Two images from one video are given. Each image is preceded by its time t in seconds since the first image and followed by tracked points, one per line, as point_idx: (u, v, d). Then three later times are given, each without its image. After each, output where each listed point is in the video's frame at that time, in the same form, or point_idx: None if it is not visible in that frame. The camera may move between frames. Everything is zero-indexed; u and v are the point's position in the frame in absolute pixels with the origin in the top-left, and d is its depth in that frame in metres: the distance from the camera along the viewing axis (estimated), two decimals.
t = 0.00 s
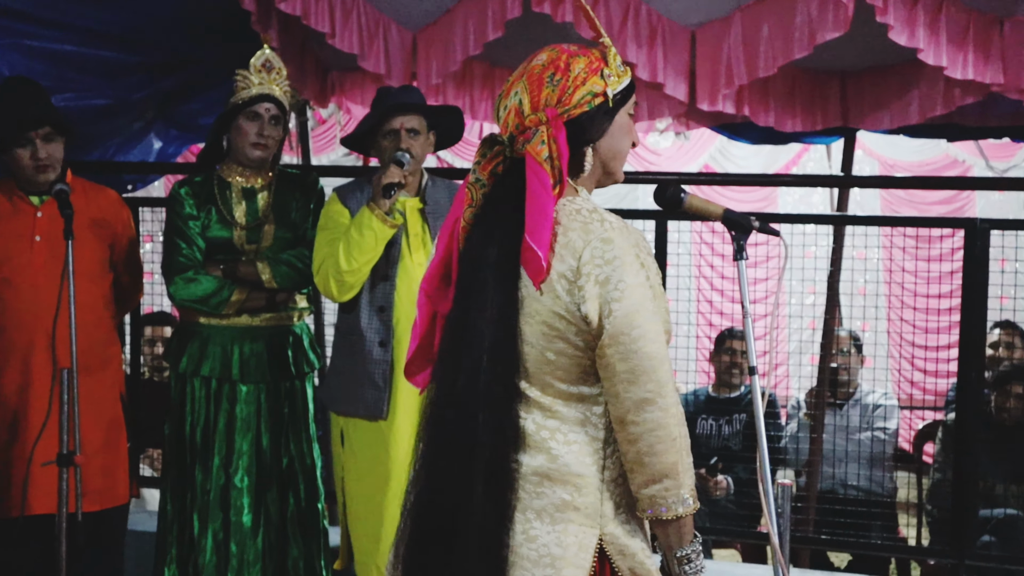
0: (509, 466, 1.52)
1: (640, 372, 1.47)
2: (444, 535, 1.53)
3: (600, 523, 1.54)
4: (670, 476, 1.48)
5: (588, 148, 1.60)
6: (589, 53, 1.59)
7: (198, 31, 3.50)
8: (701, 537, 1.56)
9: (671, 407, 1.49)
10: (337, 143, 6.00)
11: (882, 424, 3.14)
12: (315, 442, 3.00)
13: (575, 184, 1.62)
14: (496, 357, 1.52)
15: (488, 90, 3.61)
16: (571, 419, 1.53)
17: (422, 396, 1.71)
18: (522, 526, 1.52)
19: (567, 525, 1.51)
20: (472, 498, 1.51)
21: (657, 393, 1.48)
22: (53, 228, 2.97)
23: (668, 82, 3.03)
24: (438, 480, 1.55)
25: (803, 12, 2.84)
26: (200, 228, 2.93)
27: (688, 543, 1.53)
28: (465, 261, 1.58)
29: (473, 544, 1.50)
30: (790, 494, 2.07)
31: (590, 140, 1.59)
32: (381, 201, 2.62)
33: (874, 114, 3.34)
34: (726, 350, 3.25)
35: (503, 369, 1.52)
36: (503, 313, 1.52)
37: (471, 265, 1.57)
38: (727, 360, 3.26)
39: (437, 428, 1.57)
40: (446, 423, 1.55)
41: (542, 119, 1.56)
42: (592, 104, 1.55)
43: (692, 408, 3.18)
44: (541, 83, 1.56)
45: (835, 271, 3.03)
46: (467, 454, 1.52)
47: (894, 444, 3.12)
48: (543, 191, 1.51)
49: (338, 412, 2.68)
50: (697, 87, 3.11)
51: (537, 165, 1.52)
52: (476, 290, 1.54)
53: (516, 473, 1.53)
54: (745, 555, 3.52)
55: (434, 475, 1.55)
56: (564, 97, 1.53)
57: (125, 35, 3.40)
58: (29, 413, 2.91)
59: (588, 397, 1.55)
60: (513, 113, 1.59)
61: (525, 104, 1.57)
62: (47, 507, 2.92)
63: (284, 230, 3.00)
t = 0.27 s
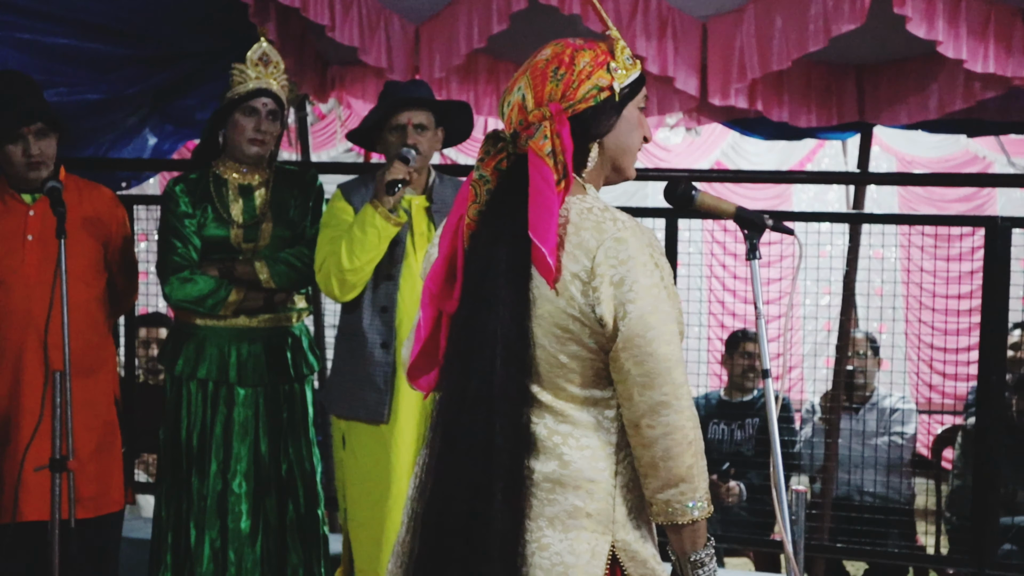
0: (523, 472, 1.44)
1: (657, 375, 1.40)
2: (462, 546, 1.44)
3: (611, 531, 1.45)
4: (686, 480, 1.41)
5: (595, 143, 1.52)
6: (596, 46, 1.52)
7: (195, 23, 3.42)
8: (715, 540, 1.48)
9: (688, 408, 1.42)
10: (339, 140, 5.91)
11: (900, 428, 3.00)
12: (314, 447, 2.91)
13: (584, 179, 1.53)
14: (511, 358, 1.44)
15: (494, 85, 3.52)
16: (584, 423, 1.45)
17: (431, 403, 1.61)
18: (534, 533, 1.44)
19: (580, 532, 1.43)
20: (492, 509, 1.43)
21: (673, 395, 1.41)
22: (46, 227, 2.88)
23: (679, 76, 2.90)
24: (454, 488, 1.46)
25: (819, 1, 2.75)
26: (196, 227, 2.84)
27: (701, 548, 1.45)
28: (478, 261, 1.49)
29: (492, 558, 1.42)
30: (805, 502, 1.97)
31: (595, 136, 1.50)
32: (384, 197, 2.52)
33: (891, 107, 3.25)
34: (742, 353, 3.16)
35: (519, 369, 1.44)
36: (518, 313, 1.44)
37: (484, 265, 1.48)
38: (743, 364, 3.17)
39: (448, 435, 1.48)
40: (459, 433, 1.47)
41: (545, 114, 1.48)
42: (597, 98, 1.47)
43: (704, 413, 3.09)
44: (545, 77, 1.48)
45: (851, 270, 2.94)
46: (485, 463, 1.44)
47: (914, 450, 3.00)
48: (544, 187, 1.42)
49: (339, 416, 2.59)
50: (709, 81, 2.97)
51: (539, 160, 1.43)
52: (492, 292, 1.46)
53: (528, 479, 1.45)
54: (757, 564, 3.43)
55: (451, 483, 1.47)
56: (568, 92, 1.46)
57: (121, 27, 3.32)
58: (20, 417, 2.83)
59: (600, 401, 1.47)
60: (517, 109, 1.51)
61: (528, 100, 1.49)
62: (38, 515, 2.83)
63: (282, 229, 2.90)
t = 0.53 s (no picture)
0: (529, 476, 1.41)
1: (665, 378, 1.37)
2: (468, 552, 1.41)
3: (615, 534, 1.42)
4: (693, 485, 1.38)
5: (604, 145, 1.48)
6: (603, 43, 1.47)
7: (199, 20, 3.38)
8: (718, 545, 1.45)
9: (695, 412, 1.39)
10: (344, 138, 5.88)
11: (912, 431, 2.92)
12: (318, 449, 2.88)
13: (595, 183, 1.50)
14: (519, 362, 1.40)
15: (500, 82, 3.48)
16: (591, 426, 1.41)
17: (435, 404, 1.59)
18: (539, 536, 1.41)
19: (585, 535, 1.40)
20: (496, 515, 1.39)
21: (682, 399, 1.38)
22: (48, 227, 2.85)
23: (688, 74, 2.82)
24: (457, 494, 1.43)
25: None
26: (200, 227, 2.80)
27: (704, 555, 1.42)
28: (484, 263, 1.46)
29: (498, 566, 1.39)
30: (817, 505, 1.95)
31: (604, 138, 1.47)
32: (392, 197, 2.49)
33: (905, 104, 3.23)
34: (751, 354, 3.12)
35: (526, 374, 1.40)
36: (525, 313, 1.40)
37: (490, 268, 1.45)
38: (753, 365, 3.13)
39: (453, 438, 1.45)
40: (465, 437, 1.43)
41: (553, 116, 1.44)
42: (605, 100, 1.44)
43: (713, 415, 3.06)
44: (553, 77, 1.44)
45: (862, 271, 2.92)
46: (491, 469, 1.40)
47: (926, 453, 2.94)
48: (557, 193, 1.40)
49: (346, 416, 2.55)
50: (718, 79, 2.88)
51: (547, 166, 1.41)
52: (497, 293, 1.43)
53: (533, 482, 1.41)
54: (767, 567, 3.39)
55: (455, 489, 1.43)
56: (576, 94, 1.42)
57: (123, 24, 3.29)
58: (22, 419, 2.80)
59: (607, 403, 1.43)
60: (524, 109, 1.47)
61: (536, 101, 1.45)
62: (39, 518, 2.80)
63: (287, 229, 2.88)
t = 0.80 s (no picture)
0: (525, 476, 1.39)
1: (661, 378, 1.35)
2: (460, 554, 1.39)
3: (614, 535, 1.41)
4: (689, 489, 1.35)
5: (613, 149, 1.47)
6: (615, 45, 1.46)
7: (202, 19, 3.37)
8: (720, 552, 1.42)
9: (692, 414, 1.37)
10: (348, 137, 5.86)
11: (918, 432, 2.99)
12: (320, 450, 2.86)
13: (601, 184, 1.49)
14: (521, 364, 1.38)
15: (505, 81, 3.47)
16: (588, 426, 1.40)
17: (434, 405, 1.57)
18: (536, 536, 1.39)
19: (584, 536, 1.38)
20: (489, 514, 1.37)
21: (677, 401, 1.35)
22: (51, 227, 2.84)
23: (694, 72, 2.80)
24: (453, 494, 1.41)
25: None
26: (204, 227, 2.79)
27: (705, 560, 1.39)
28: (483, 264, 1.45)
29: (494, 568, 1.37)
30: (823, 507, 1.93)
31: (614, 142, 1.46)
32: (396, 196, 2.47)
33: (914, 103, 3.21)
34: (757, 354, 3.11)
35: (521, 375, 1.38)
36: (520, 312, 1.39)
37: (488, 269, 1.44)
38: (760, 366, 3.11)
39: (450, 438, 1.44)
40: (461, 437, 1.42)
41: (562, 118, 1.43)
42: (616, 103, 1.42)
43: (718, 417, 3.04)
44: (564, 80, 1.42)
45: (869, 271, 2.87)
46: (483, 468, 1.39)
47: (932, 454, 2.96)
48: (562, 198, 1.37)
49: (351, 416, 2.53)
50: (725, 78, 2.87)
51: (553, 168, 1.38)
52: (491, 293, 1.42)
53: (530, 482, 1.39)
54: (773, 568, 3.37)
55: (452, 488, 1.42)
56: (588, 97, 1.40)
57: (126, 23, 3.28)
58: (24, 419, 2.79)
59: (605, 404, 1.42)
60: (534, 107, 1.44)
61: (547, 100, 1.43)
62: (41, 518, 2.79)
63: (290, 230, 2.86)
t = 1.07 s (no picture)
0: (524, 479, 1.37)
1: (659, 380, 1.33)
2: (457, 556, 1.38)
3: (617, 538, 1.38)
4: (688, 493, 1.33)
5: (608, 141, 1.44)
6: (605, 38, 1.43)
7: (205, 18, 3.35)
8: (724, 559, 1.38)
9: (692, 417, 1.34)
10: (352, 136, 5.85)
11: (927, 434, 3.00)
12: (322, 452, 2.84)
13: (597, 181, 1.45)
14: (523, 366, 1.37)
15: (510, 80, 3.44)
16: (589, 427, 1.38)
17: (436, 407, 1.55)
18: (536, 537, 1.37)
19: (587, 538, 1.36)
20: (483, 514, 1.36)
21: (675, 403, 1.33)
22: (53, 227, 2.82)
23: (699, 71, 2.78)
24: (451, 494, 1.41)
25: None
26: (205, 227, 2.77)
27: (707, 565, 1.36)
28: (483, 269, 1.44)
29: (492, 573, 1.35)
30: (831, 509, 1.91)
31: (607, 135, 1.43)
32: (399, 194, 2.46)
33: (921, 101, 3.18)
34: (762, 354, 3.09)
35: (518, 376, 1.38)
36: (519, 316, 1.38)
37: (488, 272, 1.43)
38: (766, 366, 3.10)
39: (449, 439, 1.44)
40: (464, 441, 1.41)
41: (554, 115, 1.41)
42: (606, 95, 1.40)
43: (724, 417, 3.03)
44: (552, 76, 1.41)
45: (875, 271, 2.84)
46: (481, 470, 1.38)
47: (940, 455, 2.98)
48: (554, 197, 1.37)
49: (356, 417, 2.52)
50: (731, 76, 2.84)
51: (546, 167, 1.39)
52: (490, 296, 1.40)
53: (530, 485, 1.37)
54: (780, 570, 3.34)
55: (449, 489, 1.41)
56: (576, 91, 1.38)
57: (128, 22, 3.27)
58: (26, 419, 2.77)
59: (607, 406, 1.39)
60: (527, 108, 1.44)
61: (536, 100, 1.42)
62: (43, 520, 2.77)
63: (291, 231, 2.84)
